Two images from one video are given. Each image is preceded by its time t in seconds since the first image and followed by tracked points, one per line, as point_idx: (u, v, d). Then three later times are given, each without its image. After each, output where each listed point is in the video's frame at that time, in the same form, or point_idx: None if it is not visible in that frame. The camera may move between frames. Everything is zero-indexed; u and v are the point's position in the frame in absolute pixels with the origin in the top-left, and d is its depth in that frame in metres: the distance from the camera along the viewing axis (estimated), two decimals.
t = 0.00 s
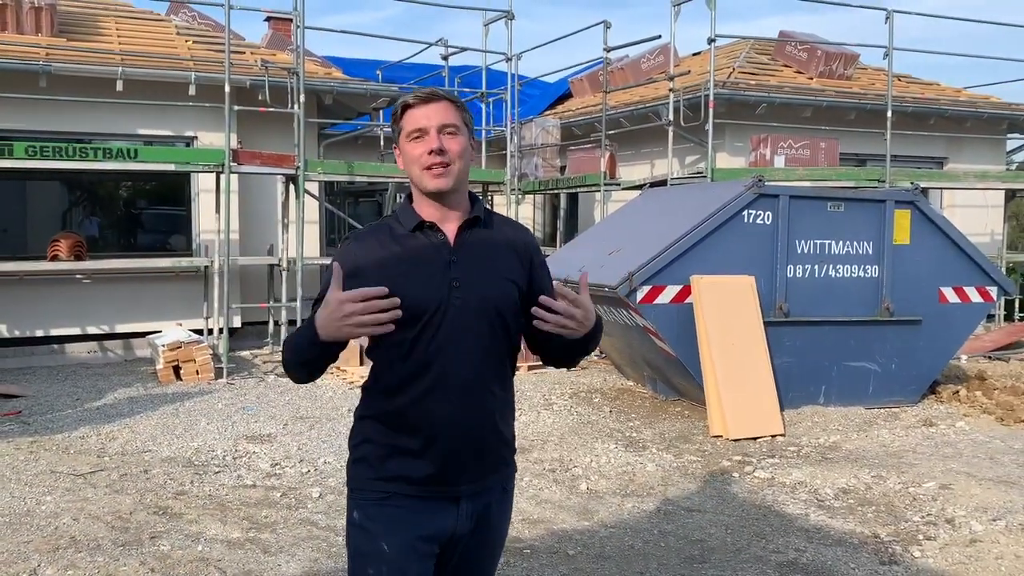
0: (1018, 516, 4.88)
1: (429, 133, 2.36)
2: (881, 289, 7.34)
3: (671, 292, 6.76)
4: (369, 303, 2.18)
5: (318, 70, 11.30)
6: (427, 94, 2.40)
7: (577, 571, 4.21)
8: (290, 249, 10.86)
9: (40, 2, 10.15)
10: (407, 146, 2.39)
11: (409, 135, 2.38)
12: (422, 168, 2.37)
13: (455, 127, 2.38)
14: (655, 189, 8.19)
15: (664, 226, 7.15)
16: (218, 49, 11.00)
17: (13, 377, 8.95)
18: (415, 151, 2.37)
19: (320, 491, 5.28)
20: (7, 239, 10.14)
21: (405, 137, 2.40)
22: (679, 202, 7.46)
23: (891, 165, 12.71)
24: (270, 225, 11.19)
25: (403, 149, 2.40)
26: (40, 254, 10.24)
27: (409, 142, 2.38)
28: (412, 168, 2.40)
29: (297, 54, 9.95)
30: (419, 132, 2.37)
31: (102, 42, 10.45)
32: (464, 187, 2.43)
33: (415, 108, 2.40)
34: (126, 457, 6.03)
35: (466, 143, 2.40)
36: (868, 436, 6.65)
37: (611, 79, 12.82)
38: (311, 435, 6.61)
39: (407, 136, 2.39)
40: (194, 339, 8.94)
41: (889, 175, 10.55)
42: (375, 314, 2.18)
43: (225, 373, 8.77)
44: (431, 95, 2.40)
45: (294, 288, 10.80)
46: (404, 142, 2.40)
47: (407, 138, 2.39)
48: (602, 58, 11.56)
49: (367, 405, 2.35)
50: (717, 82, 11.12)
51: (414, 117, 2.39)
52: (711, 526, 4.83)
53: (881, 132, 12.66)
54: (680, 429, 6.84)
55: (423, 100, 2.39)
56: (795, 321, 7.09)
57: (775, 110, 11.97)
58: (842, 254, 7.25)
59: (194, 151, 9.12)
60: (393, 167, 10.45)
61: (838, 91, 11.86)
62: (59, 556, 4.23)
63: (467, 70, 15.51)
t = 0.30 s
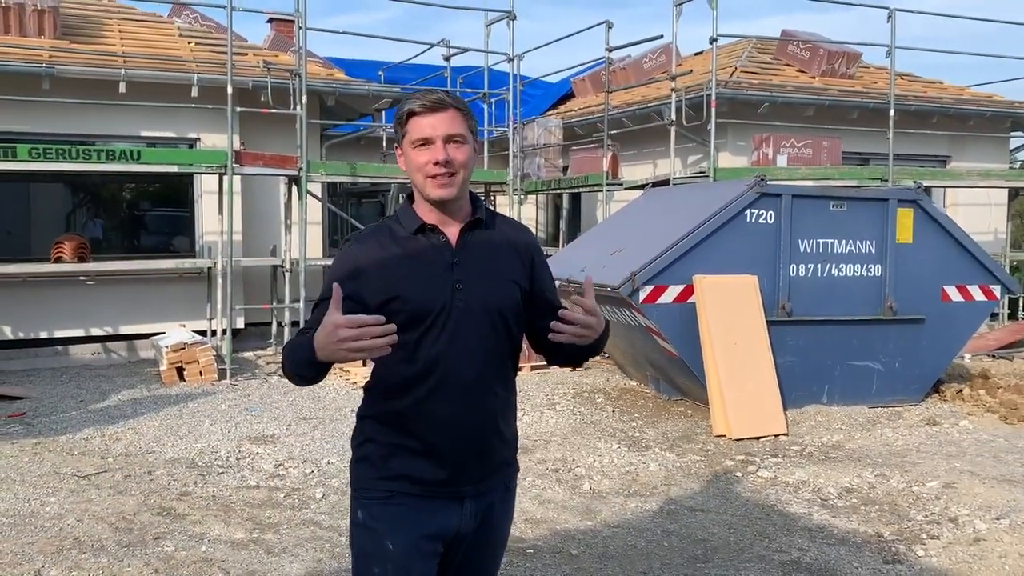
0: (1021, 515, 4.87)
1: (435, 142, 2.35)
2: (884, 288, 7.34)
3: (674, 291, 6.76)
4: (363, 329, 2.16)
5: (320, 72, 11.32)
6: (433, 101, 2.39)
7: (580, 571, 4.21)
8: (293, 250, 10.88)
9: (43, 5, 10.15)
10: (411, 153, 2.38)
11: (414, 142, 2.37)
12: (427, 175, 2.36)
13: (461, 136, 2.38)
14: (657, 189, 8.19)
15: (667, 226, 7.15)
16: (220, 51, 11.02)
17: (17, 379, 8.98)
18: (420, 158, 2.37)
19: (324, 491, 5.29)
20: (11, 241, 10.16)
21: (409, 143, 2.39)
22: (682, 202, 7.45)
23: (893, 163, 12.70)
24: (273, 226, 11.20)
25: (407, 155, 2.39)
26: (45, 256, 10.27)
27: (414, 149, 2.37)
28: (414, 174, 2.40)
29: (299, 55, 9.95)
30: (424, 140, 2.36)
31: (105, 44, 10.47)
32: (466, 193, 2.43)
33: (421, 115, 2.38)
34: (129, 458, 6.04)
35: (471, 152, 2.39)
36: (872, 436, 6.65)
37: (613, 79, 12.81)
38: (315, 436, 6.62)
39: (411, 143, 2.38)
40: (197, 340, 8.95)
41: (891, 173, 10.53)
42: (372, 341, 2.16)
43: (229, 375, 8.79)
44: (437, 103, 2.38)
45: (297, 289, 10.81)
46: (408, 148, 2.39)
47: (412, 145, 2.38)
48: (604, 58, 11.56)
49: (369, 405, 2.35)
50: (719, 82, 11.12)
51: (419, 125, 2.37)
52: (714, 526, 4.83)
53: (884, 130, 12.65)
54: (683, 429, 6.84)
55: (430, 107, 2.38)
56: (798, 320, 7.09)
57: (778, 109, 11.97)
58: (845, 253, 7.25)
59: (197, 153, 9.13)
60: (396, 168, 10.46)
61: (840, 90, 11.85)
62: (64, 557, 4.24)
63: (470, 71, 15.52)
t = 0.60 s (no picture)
0: None
1: (459, 135, 2.35)
2: (886, 288, 7.33)
3: (676, 291, 6.76)
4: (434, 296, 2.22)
5: (323, 72, 11.34)
6: (453, 95, 2.39)
7: (582, 571, 4.21)
8: (296, 251, 10.89)
9: (46, 6, 10.20)
10: (432, 145, 2.35)
11: (437, 134, 2.35)
12: (448, 168, 2.35)
13: (478, 133, 2.40)
14: (659, 189, 8.20)
15: (669, 226, 7.16)
16: (223, 52, 11.03)
17: (21, 379, 9.01)
18: (441, 151, 2.34)
19: (326, 491, 5.30)
20: (15, 241, 10.19)
21: (427, 135, 2.36)
22: (685, 201, 7.46)
23: (896, 163, 12.68)
24: (276, 227, 11.22)
25: (425, 146, 2.36)
26: (50, 257, 10.30)
27: (435, 142, 2.35)
28: (427, 167, 2.38)
29: (301, 56, 9.97)
30: (447, 132, 2.35)
31: (108, 45, 10.48)
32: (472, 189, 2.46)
33: (438, 107, 2.37)
34: (132, 458, 6.06)
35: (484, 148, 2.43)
36: (875, 435, 6.64)
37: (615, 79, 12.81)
38: (317, 436, 6.63)
39: (433, 134, 2.35)
40: (201, 341, 8.97)
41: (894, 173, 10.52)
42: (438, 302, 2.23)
43: (232, 375, 8.80)
44: (457, 98, 2.38)
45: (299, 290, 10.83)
46: (422, 141, 2.37)
47: (432, 137, 2.35)
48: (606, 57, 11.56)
49: (367, 403, 2.35)
50: (721, 82, 11.12)
51: (443, 116, 2.35)
52: (717, 526, 4.83)
53: (887, 129, 12.63)
54: (686, 428, 6.84)
55: (447, 100, 2.37)
56: (801, 320, 7.08)
57: (781, 108, 11.96)
58: (848, 252, 7.24)
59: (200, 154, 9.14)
60: (398, 168, 10.47)
61: (842, 90, 11.84)
62: (67, 556, 4.25)
63: (472, 71, 15.53)
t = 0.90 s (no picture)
0: None
1: (481, 134, 2.41)
2: (891, 288, 7.31)
3: (681, 291, 6.75)
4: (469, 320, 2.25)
5: (328, 72, 11.35)
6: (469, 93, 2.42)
7: (585, 571, 4.20)
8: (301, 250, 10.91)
9: (52, 6, 10.23)
10: (464, 142, 2.36)
11: (468, 131, 2.36)
12: (474, 165, 2.39)
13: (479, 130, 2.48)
14: (663, 189, 8.19)
15: (674, 225, 7.15)
16: (228, 52, 11.05)
17: (27, 378, 9.04)
18: (471, 148, 2.37)
19: (331, 491, 5.31)
20: (20, 241, 10.22)
21: (460, 131, 2.35)
22: (689, 201, 7.46)
23: (902, 163, 12.66)
24: (281, 227, 11.24)
25: (459, 142, 2.35)
26: (56, 256, 10.33)
27: (467, 138, 2.36)
28: (455, 162, 2.37)
29: (306, 55, 9.99)
30: (474, 130, 2.39)
31: (114, 45, 10.51)
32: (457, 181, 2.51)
33: (466, 105, 2.39)
34: (138, 457, 6.07)
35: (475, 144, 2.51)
36: (880, 436, 6.63)
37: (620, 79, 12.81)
38: (322, 435, 6.64)
39: (466, 131, 2.36)
40: (206, 340, 8.99)
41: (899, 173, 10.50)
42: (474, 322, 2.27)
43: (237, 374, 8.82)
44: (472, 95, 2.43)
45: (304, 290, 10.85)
46: (456, 135, 2.35)
47: (464, 133, 2.36)
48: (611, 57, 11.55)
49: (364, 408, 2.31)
50: (726, 82, 11.11)
51: (471, 114, 2.38)
52: (721, 526, 4.83)
53: (892, 129, 12.60)
54: (690, 428, 6.84)
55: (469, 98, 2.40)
56: (806, 320, 7.08)
57: (786, 108, 11.94)
58: (853, 253, 7.23)
59: (205, 154, 9.17)
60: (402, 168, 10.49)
61: (847, 89, 11.82)
62: (72, 555, 4.27)
63: (477, 71, 15.53)
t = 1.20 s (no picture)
0: None
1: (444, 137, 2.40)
2: (900, 286, 7.29)
3: (688, 290, 6.74)
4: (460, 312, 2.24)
5: (336, 71, 11.37)
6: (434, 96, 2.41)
7: (593, 570, 4.20)
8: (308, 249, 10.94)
9: (61, 5, 10.27)
10: (432, 146, 2.35)
11: (437, 135, 2.35)
12: (437, 169, 2.38)
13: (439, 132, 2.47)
14: (671, 187, 8.18)
15: (681, 224, 7.14)
16: (236, 51, 11.08)
17: (36, 376, 9.08)
18: (436, 152, 2.36)
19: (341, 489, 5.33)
20: (30, 239, 10.26)
21: (428, 135, 2.33)
22: (696, 200, 7.45)
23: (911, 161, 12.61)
24: (289, 225, 11.27)
25: (428, 146, 2.33)
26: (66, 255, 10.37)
27: (434, 143, 2.35)
28: (422, 166, 2.35)
29: (314, 54, 10.00)
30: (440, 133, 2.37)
31: (123, 44, 10.54)
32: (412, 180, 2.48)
33: (436, 110, 2.38)
34: (147, 455, 6.10)
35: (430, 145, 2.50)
36: (889, 435, 6.61)
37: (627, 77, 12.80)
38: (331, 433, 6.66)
39: (434, 134, 2.34)
40: (214, 339, 9.02)
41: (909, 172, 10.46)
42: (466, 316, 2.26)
43: (245, 373, 8.83)
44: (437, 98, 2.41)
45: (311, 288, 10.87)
46: (426, 139, 2.33)
47: (432, 137, 2.34)
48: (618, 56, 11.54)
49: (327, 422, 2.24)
50: (734, 79, 11.07)
51: (438, 117, 2.37)
52: (729, 525, 4.82)
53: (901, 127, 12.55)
54: (698, 427, 6.83)
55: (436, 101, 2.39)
56: (814, 319, 7.06)
57: (794, 106, 11.89)
58: (861, 251, 7.21)
59: (212, 153, 9.19)
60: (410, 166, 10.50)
61: (856, 87, 11.77)
62: (82, 552, 4.29)
63: (484, 69, 15.54)
